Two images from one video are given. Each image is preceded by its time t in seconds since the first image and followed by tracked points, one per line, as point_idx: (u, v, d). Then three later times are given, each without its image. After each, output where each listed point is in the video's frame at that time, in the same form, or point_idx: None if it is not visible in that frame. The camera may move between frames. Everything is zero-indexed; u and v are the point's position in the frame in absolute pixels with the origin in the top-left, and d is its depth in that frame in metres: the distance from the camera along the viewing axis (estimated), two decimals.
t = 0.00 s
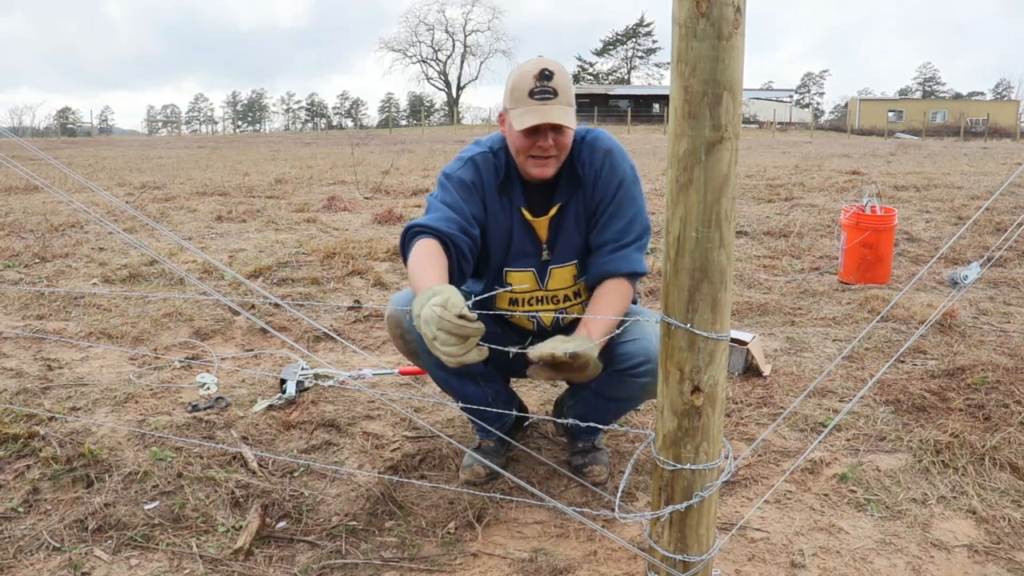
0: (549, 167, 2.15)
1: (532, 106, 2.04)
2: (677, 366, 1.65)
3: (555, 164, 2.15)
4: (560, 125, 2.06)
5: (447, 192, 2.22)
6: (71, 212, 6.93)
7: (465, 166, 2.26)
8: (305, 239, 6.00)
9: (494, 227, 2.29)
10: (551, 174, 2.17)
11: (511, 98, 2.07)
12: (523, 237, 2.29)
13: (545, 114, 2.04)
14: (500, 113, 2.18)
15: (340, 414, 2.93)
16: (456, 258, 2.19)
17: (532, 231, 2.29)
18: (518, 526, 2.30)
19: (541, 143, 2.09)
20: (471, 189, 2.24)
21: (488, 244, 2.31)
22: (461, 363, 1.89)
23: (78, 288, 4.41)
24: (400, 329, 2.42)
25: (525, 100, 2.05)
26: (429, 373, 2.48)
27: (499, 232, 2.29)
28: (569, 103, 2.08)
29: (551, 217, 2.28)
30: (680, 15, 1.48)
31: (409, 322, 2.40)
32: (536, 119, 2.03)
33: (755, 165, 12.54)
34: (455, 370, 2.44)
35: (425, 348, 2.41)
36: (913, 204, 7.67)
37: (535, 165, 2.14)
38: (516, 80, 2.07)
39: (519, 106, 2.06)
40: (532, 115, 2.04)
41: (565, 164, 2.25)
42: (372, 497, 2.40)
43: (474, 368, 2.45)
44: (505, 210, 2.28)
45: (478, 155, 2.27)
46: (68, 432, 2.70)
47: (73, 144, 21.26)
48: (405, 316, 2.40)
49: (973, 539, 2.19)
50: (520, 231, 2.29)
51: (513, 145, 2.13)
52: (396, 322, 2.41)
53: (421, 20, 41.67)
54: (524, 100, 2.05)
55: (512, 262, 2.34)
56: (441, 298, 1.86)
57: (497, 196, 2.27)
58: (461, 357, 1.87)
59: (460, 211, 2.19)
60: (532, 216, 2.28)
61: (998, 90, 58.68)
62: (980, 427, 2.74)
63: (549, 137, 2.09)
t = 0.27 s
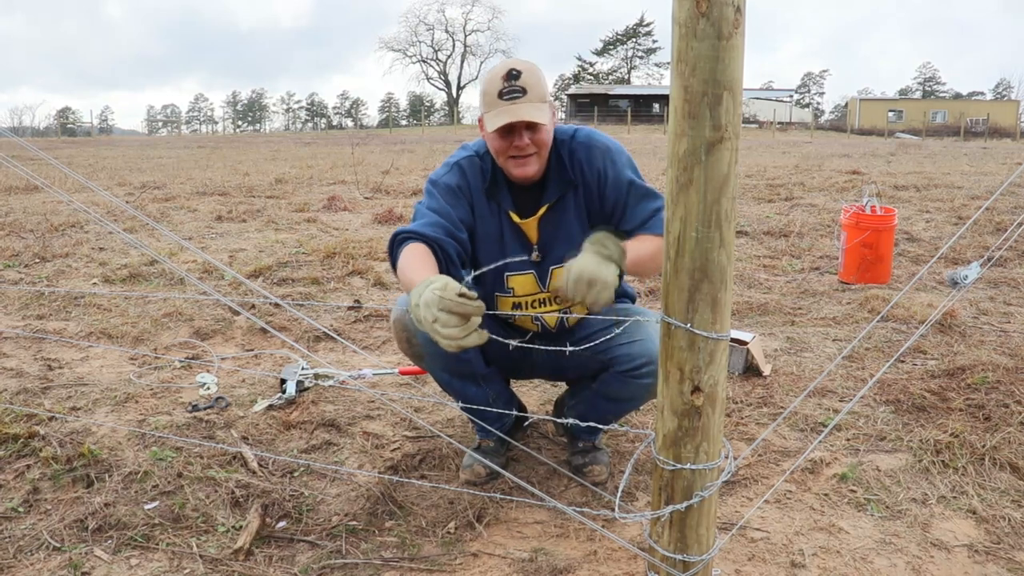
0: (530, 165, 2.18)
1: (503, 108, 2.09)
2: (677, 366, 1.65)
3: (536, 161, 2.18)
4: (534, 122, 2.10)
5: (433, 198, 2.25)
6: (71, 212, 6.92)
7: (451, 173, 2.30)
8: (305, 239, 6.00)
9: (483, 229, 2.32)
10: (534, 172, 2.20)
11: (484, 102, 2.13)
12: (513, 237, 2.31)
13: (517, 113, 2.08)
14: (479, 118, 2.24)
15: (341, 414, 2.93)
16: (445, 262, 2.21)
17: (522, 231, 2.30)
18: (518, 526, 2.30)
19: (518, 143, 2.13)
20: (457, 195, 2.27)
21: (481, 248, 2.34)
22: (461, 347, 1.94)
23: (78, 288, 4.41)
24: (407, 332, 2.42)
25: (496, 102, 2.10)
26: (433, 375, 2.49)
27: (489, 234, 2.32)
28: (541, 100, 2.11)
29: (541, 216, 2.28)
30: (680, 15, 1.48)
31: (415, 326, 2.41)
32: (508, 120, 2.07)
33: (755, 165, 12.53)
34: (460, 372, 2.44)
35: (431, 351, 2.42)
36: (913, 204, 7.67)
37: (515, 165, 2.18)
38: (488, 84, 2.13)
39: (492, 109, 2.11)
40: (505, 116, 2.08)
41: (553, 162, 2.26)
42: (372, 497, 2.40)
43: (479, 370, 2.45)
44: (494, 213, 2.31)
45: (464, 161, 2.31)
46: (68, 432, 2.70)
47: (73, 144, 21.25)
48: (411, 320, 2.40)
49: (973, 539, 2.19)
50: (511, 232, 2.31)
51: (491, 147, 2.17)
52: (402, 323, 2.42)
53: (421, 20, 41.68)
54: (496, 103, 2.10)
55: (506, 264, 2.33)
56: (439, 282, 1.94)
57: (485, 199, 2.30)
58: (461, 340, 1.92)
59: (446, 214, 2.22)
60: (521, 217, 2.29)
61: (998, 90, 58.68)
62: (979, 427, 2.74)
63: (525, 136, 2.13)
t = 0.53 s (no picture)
0: (526, 161, 2.18)
1: (498, 106, 2.08)
2: (677, 366, 1.65)
3: (532, 158, 2.18)
4: (528, 119, 2.10)
5: (430, 204, 2.25)
6: (71, 212, 6.92)
7: (445, 177, 2.31)
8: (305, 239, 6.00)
9: (481, 232, 2.32)
10: (529, 168, 2.20)
11: (478, 101, 2.13)
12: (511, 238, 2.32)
13: (511, 111, 2.08)
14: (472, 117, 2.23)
15: (341, 414, 2.93)
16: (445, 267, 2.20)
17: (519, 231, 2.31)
18: (518, 526, 2.30)
19: (513, 140, 2.13)
20: (453, 199, 2.28)
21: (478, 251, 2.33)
22: (455, 338, 1.93)
23: (78, 288, 4.41)
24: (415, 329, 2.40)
25: (490, 100, 2.10)
26: (438, 373, 2.48)
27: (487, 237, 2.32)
28: (535, 97, 2.11)
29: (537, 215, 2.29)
30: (680, 15, 1.48)
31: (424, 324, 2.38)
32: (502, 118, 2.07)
33: (755, 165, 12.53)
34: (466, 372, 2.43)
35: (439, 350, 2.40)
36: (913, 204, 7.67)
37: (511, 162, 2.18)
38: (481, 83, 2.13)
39: (486, 108, 2.11)
40: (499, 115, 2.08)
41: (546, 161, 2.28)
42: (372, 497, 2.40)
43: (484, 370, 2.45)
44: (490, 215, 2.32)
45: (459, 164, 2.32)
46: (68, 432, 2.70)
47: (73, 144, 21.24)
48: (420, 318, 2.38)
49: (973, 539, 2.19)
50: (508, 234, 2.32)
51: (487, 145, 2.17)
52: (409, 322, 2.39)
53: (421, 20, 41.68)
54: (490, 101, 2.09)
55: (506, 265, 2.34)
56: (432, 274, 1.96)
57: (480, 202, 2.31)
58: (454, 329, 1.91)
59: (443, 219, 2.23)
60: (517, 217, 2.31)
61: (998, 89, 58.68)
62: (980, 427, 2.74)
63: (520, 133, 2.13)
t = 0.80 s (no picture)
0: (521, 165, 2.18)
1: (490, 112, 2.09)
2: (677, 367, 1.65)
3: (525, 161, 2.18)
4: (520, 123, 2.10)
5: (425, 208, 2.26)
6: (71, 212, 6.92)
7: (439, 180, 2.32)
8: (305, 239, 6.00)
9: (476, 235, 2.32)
10: (523, 172, 2.20)
11: (469, 110, 2.13)
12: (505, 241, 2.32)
13: (503, 116, 2.08)
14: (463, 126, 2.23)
15: (340, 414, 2.93)
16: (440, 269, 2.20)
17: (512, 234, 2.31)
18: (518, 526, 2.30)
19: (507, 145, 2.12)
20: (447, 202, 2.28)
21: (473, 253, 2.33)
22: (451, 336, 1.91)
23: (78, 288, 4.41)
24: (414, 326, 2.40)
25: (481, 107, 2.10)
26: (436, 370, 2.48)
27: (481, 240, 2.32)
28: (526, 100, 2.12)
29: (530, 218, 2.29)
30: (680, 15, 1.48)
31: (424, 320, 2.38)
32: (495, 124, 2.07)
33: (755, 165, 12.53)
34: (464, 369, 2.44)
35: (438, 347, 2.40)
36: (913, 204, 7.67)
37: (506, 167, 2.18)
38: (471, 92, 2.13)
39: (478, 115, 2.10)
40: (492, 120, 2.08)
41: (539, 164, 2.28)
42: (372, 497, 2.40)
43: (483, 368, 2.46)
44: (485, 218, 2.32)
45: (454, 167, 2.32)
46: (68, 432, 2.70)
47: (73, 143, 21.24)
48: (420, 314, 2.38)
49: (973, 539, 2.19)
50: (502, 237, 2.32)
51: (481, 153, 2.17)
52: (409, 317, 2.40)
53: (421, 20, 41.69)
54: (481, 109, 2.10)
55: (502, 267, 2.34)
56: (430, 271, 1.93)
57: (474, 204, 2.31)
58: (449, 328, 1.89)
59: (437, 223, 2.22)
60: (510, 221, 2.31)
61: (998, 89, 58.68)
62: (980, 427, 2.74)
63: (513, 138, 2.13)
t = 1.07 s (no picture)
0: (529, 157, 2.19)
1: (501, 104, 2.08)
2: (677, 366, 1.65)
3: (533, 153, 2.20)
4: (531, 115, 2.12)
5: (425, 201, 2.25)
6: (71, 212, 6.92)
7: (439, 174, 2.31)
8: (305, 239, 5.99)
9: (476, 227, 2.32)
10: (531, 164, 2.22)
11: (477, 101, 2.12)
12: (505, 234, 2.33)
13: (515, 108, 2.08)
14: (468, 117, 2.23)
15: (340, 414, 2.93)
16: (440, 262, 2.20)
17: (513, 227, 2.32)
18: (518, 526, 2.30)
19: (518, 136, 2.13)
20: (447, 196, 2.28)
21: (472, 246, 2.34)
22: (477, 275, 1.86)
23: (78, 288, 4.41)
24: (409, 328, 2.41)
25: (492, 98, 2.09)
26: (433, 372, 2.49)
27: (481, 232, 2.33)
28: (534, 93, 2.13)
29: (531, 211, 2.31)
30: (680, 15, 1.48)
31: (419, 322, 2.40)
32: (509, 115, 2.07)
33: (755, 165, 12.53)
34: (460, 370, 2.46)
35: (433, 349, 2.42)
36: (913, 204, 7.67)
37: (515, 158, 2.18)
38: (479, 83, 2.12)
39: (488, 106, 2.10)
40: (504, 112, 2.08)
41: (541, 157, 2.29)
42: (372, 497, 2.40)
43: (479, 368, 2.47)
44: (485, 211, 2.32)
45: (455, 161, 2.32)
46: (68, 432, 2.70)
47: (73, 143, 21.24)
48: (415, 316, 2.40)
49: (973, 539, 2.19)
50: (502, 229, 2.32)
51: (490, 144, 2.17)
52: (406, 319, 2.40)
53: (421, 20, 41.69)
54: (492, 99, 2.09)
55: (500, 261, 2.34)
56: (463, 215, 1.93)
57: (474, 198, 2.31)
58: (478, 266, 1.84)
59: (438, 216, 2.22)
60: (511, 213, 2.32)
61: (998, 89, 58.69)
62: (980, 427, 2.74)
63: (523, 129, 2.14)
